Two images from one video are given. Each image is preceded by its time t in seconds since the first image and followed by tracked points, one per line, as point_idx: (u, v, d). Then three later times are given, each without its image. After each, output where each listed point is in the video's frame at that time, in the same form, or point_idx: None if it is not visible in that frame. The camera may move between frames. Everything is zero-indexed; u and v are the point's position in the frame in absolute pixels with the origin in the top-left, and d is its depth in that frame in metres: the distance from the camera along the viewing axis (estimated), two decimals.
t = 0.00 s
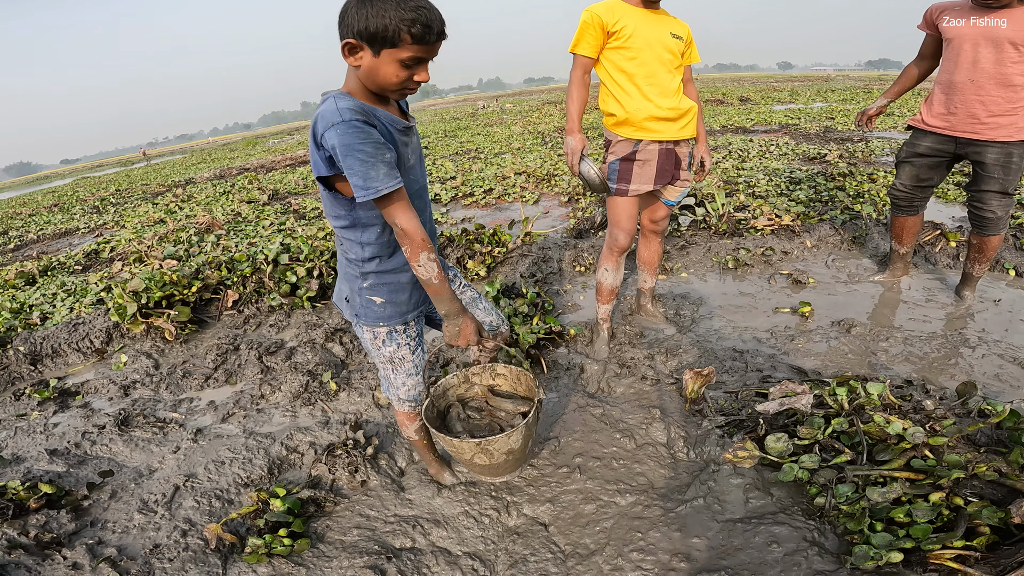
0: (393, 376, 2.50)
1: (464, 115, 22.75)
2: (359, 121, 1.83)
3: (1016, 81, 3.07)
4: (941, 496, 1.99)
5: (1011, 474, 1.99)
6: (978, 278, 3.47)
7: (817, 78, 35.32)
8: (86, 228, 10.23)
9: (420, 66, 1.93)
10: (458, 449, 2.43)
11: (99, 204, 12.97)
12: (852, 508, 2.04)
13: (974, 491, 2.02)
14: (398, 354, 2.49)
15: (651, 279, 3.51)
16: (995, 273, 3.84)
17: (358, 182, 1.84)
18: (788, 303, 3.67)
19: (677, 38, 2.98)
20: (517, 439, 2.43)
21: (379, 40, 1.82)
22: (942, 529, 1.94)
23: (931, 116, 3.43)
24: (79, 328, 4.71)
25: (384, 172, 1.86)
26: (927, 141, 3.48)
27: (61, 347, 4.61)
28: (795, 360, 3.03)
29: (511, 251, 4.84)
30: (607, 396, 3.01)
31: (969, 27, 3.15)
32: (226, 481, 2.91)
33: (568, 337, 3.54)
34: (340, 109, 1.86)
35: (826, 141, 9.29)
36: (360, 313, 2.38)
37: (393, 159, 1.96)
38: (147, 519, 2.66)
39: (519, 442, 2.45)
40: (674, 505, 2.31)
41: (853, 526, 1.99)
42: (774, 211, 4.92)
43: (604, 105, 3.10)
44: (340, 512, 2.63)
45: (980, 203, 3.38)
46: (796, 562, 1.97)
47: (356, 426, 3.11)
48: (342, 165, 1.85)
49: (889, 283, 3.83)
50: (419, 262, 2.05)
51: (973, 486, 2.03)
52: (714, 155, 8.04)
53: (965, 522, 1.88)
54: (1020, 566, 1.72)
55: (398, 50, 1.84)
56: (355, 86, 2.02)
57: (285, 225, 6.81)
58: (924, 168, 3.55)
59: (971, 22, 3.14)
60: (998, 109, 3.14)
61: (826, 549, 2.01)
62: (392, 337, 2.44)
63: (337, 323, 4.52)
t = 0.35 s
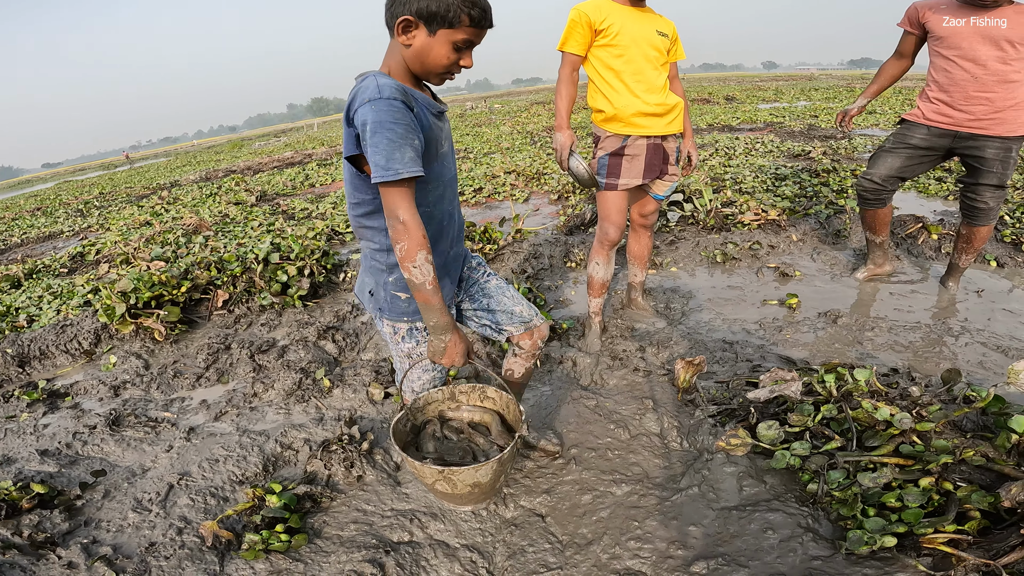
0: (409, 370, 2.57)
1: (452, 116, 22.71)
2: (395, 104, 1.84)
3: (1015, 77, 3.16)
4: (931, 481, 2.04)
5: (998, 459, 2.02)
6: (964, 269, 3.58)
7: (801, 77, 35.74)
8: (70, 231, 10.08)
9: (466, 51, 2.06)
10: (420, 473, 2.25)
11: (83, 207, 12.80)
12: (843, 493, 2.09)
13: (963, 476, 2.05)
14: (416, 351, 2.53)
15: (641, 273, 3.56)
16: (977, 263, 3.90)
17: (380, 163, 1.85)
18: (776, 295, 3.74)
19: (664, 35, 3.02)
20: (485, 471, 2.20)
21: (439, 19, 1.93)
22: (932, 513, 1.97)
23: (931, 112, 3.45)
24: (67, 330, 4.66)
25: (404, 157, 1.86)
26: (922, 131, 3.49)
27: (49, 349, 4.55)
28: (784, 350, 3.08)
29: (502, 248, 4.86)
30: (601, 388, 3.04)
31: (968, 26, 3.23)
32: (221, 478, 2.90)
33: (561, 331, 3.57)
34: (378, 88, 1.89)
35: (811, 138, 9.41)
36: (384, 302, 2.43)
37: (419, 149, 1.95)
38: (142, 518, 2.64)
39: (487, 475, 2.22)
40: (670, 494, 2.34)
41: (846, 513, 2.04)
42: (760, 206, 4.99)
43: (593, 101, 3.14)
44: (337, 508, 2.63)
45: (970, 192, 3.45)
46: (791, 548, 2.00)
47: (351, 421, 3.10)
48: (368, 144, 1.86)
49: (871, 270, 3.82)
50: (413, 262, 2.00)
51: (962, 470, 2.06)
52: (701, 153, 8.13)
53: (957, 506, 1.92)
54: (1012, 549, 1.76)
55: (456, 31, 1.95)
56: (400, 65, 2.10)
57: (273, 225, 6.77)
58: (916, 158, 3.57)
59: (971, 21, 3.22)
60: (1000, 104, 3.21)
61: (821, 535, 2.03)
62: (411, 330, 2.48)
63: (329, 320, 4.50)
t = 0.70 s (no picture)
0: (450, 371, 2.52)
1: (423, 120, 22.60)
2: (509, 120, 1.83)
3: (945, 78, 3.36)
4: (894, 475, 2.08)
5: (956, 453, 2.08)
6: (918, 263, 3.66)
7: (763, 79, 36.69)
8: (28, 242, 9.70)
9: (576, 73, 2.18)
10: (437, 475, 2.20)
11: (39, 218, 12.31)
12: (812, 490, 2.13)
13: (924, 470, 2.10)
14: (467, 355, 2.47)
15: (614, 276, 3.62)
16: (933, 260, 3.92)
17: (470, 168, 1.79)
18: (744, 295, 3.84)
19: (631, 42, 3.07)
20: (508, 480, 2.21)
21: (566, 40, 2.03)
22: (897, 507, 2.03)
23: (874, 114, 3.53)
24: (28, 346, 4.48)
25: (496, 171, 1.81)
26: (881, 136, 3.54)
27: (8, 365, 4.36)
28: (753, 349, 3.17)
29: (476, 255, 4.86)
30: (577, 390, 3.08)
31: (902, 29, 3.36)
32: (197, 491, 2.83)
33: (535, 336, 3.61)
34: (499, 98, 1.87)
35: (774, 139, 9.68)
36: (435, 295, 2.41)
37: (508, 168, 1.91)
38: (118, 532, 2.56)
39: (509, 483, 2.23)
40: (648, 495, 2.38)
41: (815, 508, 2.08)
42: (727, 207, 5.12)
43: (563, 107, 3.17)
44: (318, 517, 2.60)
45: (920, 189, 3.58)
46: (766, 544, 2.05)
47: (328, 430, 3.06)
48: (466, 145, 1.81)
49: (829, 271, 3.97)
50: (461, 264, 1.87)
51: (923, 464, 2.10)
52: (669, 156, 8.28)
53: (920, 500, 1.97)
54: (976, 541, 1.81)
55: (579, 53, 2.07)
56: (519, 82, 2.10)
57: (242, 235, 6.64)
58: (880, 163, 3.61)
59: (906, 24, 3.35)
60: (937, 103, 3.39)
61: (794, 531, 2.07)
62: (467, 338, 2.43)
63: (302, 330, 4.42)
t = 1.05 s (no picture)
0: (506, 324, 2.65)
1: (374, 126, 22.21)
2: (544, 97, 1.95)
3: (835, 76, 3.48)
4: (838, 466, 2.09)
5: (897, 440, 2.06)
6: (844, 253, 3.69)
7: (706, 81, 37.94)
8: None
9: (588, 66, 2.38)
10: (571, 437, 2.30)
11: None
12: (762, 484, 2.14)
13: (866, 459, 2.12)
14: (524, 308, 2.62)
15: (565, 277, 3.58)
16: (864, 251, 4.00)
17: (513, 148, 1.91)
18: (693, 291, 3.90)
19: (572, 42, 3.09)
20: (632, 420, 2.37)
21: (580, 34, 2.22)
22: (843, 498, 2.02)
23: (783, 111, 3.56)
24: None
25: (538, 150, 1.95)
26: (790, 131, 3.59)
27: None
28: (702, 344, 3.21)
29: (427, 262, 4.75)
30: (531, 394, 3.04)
31: (801, 27, 3.41)
32: (138, 510, 2.68)
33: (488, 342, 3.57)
34: (530, 85, 2.01)
35: (717, 138, 9.97)
36: (476, 282, 2.46)
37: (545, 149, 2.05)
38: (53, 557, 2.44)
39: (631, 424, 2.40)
40: (605, 496, 2.36)
41: (768, 503, 2.07)
42: (674, 205, 5.20)
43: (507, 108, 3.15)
44: (269, 533, 2.48)
45: (835, 180, 3.60)
46: (721, 541, 2.05)
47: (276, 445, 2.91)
48: (506, 128, 1.93)
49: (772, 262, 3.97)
50: (528, 236, 2.02)
51: (864, 454, 2.13)
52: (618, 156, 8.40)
53: (864, 490, 1.97)
54: (920, 530, 1.81)
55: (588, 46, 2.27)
56: (539, 69, 2.26)
57: (182, 249, 6.30)
58: (792, 157, 3.67)
59: (805, 23, 3.41)
60: (835, 100, 3.52)
61: (747, 526, 2.08)
62: (515, 326, 2.71)
63: (247, 346, 4.12)
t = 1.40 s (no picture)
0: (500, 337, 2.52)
1: (315, 135, 21.54)
2: (588, 108, 1.97)
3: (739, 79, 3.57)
4: (759, 491, 2.00)
5: (815, 460, 2.02)
6: (762, 257, 3.73)
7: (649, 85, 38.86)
8: None
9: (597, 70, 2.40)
10: (666, 397, 2.11)
11: None
12: (686, 511, 2.05)
13: (785, 481, 2.03)
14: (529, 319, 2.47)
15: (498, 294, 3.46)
16: (790, 254, 4.07)
17: (567, 160, 1.89)
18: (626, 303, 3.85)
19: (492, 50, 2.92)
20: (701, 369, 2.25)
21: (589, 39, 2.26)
22: (761, 525, 1.95)
23: (704, 117, 3.55)
24: None
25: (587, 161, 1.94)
26: (711, 138, 3.60)
27: None
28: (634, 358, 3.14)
29: (356, 282, 4.53)
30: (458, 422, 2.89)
31: (711, 30, 3.43)
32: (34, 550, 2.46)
33: (418, 365, 3.35)
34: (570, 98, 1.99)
35: (656, 141, 10.12)
36: (528, 286, 2.31)
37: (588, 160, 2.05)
38: None
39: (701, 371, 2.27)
40: (531, 528, 2.24)
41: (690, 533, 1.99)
42: (610, 213, 5.17)
43: (426, 122, 2.98)
44: None
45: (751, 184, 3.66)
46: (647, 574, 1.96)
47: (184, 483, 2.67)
48: (556, 141, 1.91)
49: (704, 270, 3.92)
50: (589, 238, 2.02)
51: (784, 475, 2.03)
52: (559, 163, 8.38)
53: (782, 516, 1.88)
54: (836, 560, 1.74)
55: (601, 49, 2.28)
56: (554, 76, 2.30)
57: (93, 273, 5.82)
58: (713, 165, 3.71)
59: (714, 27, 3.44)
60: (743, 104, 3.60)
61: (671, 557, 2.01)
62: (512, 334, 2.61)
63: (155, 377, 3.78)
